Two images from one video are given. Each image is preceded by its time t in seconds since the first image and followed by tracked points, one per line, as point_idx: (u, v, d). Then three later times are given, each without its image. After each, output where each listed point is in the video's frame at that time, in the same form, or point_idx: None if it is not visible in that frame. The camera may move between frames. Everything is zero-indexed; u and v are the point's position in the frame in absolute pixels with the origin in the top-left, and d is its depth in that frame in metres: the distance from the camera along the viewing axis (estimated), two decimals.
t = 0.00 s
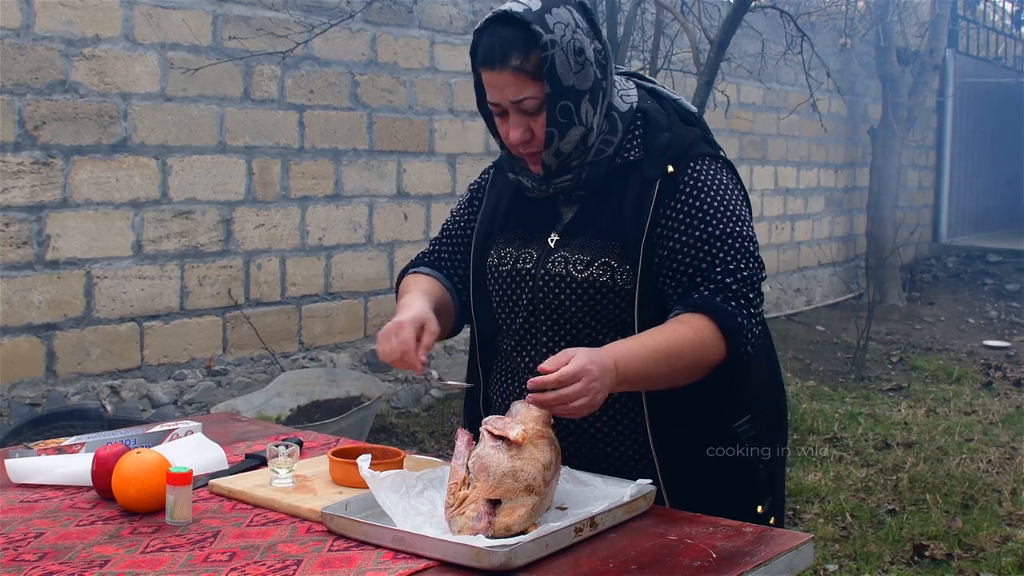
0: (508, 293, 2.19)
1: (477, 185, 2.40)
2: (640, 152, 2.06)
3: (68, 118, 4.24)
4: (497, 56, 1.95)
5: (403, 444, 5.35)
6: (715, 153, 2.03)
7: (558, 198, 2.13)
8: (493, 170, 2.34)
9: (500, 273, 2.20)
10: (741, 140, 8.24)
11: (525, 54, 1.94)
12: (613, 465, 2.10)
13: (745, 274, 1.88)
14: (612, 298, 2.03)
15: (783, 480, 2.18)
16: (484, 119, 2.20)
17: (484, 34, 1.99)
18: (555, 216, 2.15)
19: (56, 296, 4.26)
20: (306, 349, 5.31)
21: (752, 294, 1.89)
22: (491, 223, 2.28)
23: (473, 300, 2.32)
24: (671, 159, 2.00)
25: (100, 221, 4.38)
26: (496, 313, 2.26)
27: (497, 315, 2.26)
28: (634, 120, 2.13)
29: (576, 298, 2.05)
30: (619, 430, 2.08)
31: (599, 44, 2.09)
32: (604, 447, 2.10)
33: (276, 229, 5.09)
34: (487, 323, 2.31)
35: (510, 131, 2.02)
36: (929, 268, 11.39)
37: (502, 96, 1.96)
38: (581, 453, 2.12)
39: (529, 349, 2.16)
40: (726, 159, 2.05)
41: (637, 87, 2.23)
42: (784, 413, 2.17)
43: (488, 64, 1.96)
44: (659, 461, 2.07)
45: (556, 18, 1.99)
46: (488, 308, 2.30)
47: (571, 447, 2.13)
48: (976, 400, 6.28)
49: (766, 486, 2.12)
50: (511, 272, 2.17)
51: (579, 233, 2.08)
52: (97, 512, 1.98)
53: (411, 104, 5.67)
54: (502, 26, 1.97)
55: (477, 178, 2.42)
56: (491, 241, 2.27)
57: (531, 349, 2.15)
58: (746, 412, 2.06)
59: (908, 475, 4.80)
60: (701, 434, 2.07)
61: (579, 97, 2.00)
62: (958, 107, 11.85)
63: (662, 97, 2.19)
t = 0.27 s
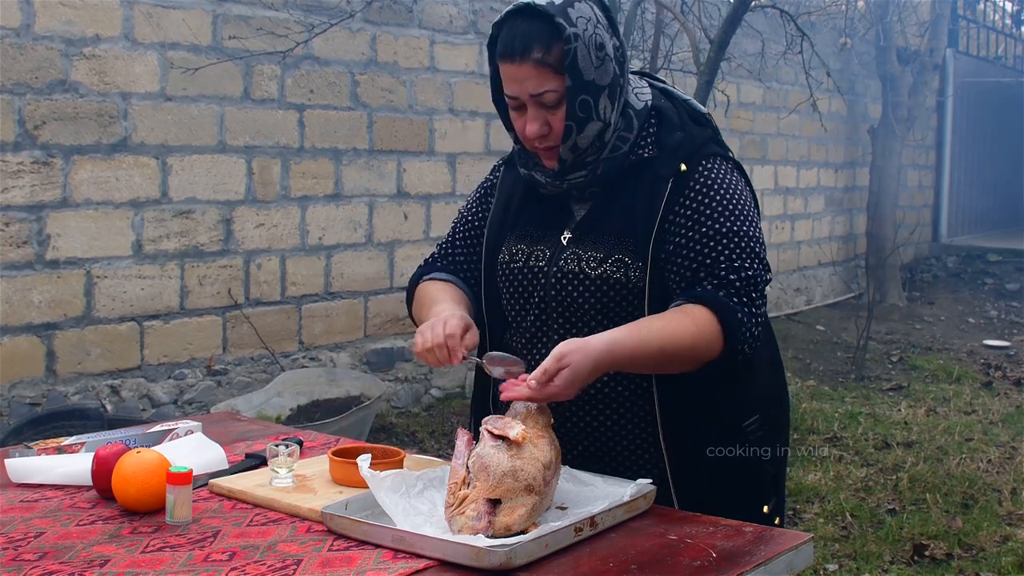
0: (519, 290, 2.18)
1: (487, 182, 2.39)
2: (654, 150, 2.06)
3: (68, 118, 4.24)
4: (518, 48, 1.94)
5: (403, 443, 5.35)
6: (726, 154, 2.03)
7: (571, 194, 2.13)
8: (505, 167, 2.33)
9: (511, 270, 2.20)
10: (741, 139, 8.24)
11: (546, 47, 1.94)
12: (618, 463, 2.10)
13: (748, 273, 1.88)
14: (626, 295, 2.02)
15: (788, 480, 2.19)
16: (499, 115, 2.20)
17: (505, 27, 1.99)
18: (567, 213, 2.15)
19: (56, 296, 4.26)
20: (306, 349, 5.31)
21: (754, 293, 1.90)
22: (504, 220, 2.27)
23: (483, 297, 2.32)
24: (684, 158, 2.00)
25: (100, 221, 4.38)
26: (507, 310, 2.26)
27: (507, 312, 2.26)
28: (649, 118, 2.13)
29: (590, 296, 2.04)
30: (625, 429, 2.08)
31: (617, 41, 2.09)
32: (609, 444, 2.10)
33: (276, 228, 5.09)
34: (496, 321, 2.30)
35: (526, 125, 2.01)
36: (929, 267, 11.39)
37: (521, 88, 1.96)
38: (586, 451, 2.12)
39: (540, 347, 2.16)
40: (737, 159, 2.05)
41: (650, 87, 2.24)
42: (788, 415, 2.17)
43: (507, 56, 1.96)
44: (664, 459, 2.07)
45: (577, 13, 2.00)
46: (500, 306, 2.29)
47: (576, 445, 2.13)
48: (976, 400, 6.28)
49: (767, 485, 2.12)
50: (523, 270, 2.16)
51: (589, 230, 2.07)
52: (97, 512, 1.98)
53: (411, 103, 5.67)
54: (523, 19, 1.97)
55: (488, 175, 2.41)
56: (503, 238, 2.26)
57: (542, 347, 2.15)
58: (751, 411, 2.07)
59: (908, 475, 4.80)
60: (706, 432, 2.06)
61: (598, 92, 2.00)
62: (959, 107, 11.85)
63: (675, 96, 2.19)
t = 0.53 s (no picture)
0: (521, 291, 2.19)
1: (491, 184, 2.39)
2: (656, 151, 2.05)
3: (68, 118, 4.24)
4: (521, 49, 1.94)
5: (403, 443, 5.35)
6: (728, 155, 2.02)
7: (574, 196, 2.13)
8: (507, 167, 2.33)
9: (514, 271, 2.20)
10: (741, 139, 8.24)
11: (549, 48, 1.94)
12: (621, 463, 2.10)
13: (747, 277, 1.89)
14: (626, 297, 2.03)
15: (790, 481, 2.20)
16: (502, 115, 2.20)
17: (508, 28, 1.99)
18: (570, 215, 2.15)
19: (56, 296, 4.26)
20: (306, 349, 5.31)
21: (751, 299, 1.90)
22: (506, 222, 2.27)
23: (487, 298, 2.32)
24: (685, 159, 2.00)
25: (100, 220, 4.38)
26: (510, 312, 2.26)
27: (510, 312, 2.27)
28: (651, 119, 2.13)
29: (592, 297, 2.05)
30: (628, 429, 2.08)
31: (621, 42, 2.08)
32: (611, 444, 2.10)
33: (276, 228, 5.08)
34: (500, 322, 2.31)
35: (529, 126, 2.01)
36: (929, 267, 11.39)
37: (524, 90, 1.96)
38: (589, 451, 2.12)
39: (542, 347, 2.17)
40: (739, 161, 2.04)
41: (653, 87, 2.23)
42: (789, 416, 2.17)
43: (510, 58, 1.96)
44: (667, 460, 2.06)
45: (580, 13, 1.99)
46: (502, 308, 2.30)
47: (579, 444, 2.13)
48: (976, 399, 6.28)
49: (768, 485, 2.12)
50: (525, 271, 2.17)
51: (592, 231, 2.08)
52: (97, 512, 1.98)
53: (410, 103, 5.67)
54: (526, 20, 1.97)
55: (491, 177, 2.41)
56: (505, 240, 2.26)
57: (545, 347, 2.16)
58: (752, 413, 2.07)
59: (908, 475, 4.80)
60: (709, 433, 2.06)
61: (601, 93, 2.00)
62: (959, 107, 11.85)
63: (679, 97, 2.18)
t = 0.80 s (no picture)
0: (519, 293, 2.19)
1: (489, 189, 2.40)
2: (648, 150, 2.05)
3: (68, 117, 4.24)
4: (507, 52, 1.95)
5: (403, 443, 5.35)
6: (722, 152, 2.02)
7: (568, 197, 2.13)
8: (504, 171, 2.33)
9: (511, 274, 2.20)
10: (741, 139, 8.24)
11: (535, 49, 1.95)
12: (622, 463, 2.10)
13: (748, 272, 1.88)
14: (621, 297, 2.02)
15: (795, 481, 2.18)
16: (495, 119, 2.20)
17: (495, 31, 2.00)
18: (565, 217, 2.15)
19: (56, 296, 4.26)
20: (306, 348, 5.31)
21: (754, 293, 1.89)
22: (502, 226, 2.27)
23: (486, 301, 2.33)
24: (678, 158, 2.00)
25: (100, 220, 4.38)
26: (509, 314, 2.27)
27: (508, 315, 2.27)
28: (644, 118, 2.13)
29: (586, 299, 2.05)
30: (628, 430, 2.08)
31: (609, 41, 2.09)
32: (612, 445, 2.10)
33: (276, 228, 5.08)
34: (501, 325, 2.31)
35: (520, 128, 2.02)
36: (928, 267, 11.39)
37: (513, 92, 1.97)
38: (590, 452, 2.12)
39: (541, 349, 2.16)
40: (734, 158, 2.04)
41: (648, 86, 2.23)
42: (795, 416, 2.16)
43: (498, 61, 1.97)
44: (667, 460, 2.06)
45: (566, 14, 2.00)
46: (501, 312, 2.30)
47: (580, 445, 2.13)
48: (976, 399, 6.29)
49: (772, 485, 2.11)
50: (521, 273, 2.17)
51: (587, 231, 2.08)
52: (97, 512, 1.98)
53: (410, 103, 5.67)
54: (512, 23, 1.98)
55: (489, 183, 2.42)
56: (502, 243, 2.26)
57: (543, 349, 2.16)
58: (754, 412, 2.07)
59: (908, 474, 4.80)
60: (710, 433, 2.06)
61: (589, 93, 2.00)
62: (959, 107, 11.85)
63: (673, 95, 2.18)
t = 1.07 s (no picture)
0: (517, 294, 2.20)
1: (485, 191, 2.41)
2: (640, 150, 2.05)
3: (68, 117, 4.24)
4: (497, 55, 1.95)
5: (403, 443, 5.35)
6: (715, 149, 2.01)
7: (563, 198, 2.13)
8: (500, 174, 2.34)
9: (509, 276, 2.21)
10: (741, 138, 8.24)
11: (525, 52, 1.95)
12: (623, 464, 2.10)
13: (730, 256, 1.85)
14: (618, 297, 2.03)
15: (799, 480, 2.17)
16: (489, 123, 2.21)
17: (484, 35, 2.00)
18: (562, 218, 2.15)
19: (56, 296, 4.26)
20: (306, 348, 5.31)
21: (739, 276, 1.85)
22: (499, 228, 2.28)
23: (485, 302, 2.34)
24: (668, 156, 2.00)
25: (100, 220, 4.38)
26: (508, 314, 2.27)
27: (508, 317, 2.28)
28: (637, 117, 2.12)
29: (583, 299, 2.05)
30: (628, 431, 2.08)
31: (599, 41, 2.08)
32: (613, 445, 2.10)
33: (276, 228, 5.08)
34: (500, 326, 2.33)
35: (514, 130, 2.01)
36: (929, 267, 11.39)
37: (504, 95, 1.96)
38: (591, 452, 2.13)
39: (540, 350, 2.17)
40: (727, 154, 2.03)
41: (642, 85, 2.22)
42: (798, 415, 2.15)
43: (489, 64, 1.96)
44: (668, 460, 2.06)
45: (555, 15, 1.99)
46: (501, 313, 2.32)
47: (581, 446, 2.14)
48: (976, 398, 6.28)
49: (775, 485, 2.11)
50: (520, 275, 2.18)
51: (584, 231, 2.08)
52: (97, 511, 1.98)
53: (411, 103, 5.67)
54: (501, 27, 1.98)
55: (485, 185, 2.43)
56: (499, 244, 2.27)
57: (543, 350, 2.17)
58: (755, 412, 2.06)
59: (908, 474, 4.80)
60: (710, 432, 2.06)
61: (581, 93, 1.98)
62: (959, 106, 11.85)
63: (667, 93, 2.17)
